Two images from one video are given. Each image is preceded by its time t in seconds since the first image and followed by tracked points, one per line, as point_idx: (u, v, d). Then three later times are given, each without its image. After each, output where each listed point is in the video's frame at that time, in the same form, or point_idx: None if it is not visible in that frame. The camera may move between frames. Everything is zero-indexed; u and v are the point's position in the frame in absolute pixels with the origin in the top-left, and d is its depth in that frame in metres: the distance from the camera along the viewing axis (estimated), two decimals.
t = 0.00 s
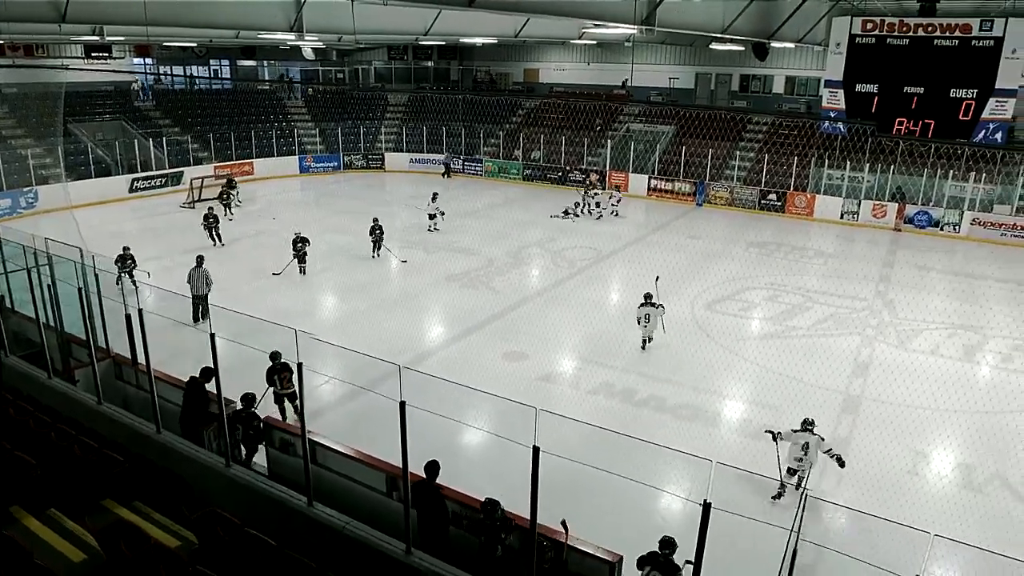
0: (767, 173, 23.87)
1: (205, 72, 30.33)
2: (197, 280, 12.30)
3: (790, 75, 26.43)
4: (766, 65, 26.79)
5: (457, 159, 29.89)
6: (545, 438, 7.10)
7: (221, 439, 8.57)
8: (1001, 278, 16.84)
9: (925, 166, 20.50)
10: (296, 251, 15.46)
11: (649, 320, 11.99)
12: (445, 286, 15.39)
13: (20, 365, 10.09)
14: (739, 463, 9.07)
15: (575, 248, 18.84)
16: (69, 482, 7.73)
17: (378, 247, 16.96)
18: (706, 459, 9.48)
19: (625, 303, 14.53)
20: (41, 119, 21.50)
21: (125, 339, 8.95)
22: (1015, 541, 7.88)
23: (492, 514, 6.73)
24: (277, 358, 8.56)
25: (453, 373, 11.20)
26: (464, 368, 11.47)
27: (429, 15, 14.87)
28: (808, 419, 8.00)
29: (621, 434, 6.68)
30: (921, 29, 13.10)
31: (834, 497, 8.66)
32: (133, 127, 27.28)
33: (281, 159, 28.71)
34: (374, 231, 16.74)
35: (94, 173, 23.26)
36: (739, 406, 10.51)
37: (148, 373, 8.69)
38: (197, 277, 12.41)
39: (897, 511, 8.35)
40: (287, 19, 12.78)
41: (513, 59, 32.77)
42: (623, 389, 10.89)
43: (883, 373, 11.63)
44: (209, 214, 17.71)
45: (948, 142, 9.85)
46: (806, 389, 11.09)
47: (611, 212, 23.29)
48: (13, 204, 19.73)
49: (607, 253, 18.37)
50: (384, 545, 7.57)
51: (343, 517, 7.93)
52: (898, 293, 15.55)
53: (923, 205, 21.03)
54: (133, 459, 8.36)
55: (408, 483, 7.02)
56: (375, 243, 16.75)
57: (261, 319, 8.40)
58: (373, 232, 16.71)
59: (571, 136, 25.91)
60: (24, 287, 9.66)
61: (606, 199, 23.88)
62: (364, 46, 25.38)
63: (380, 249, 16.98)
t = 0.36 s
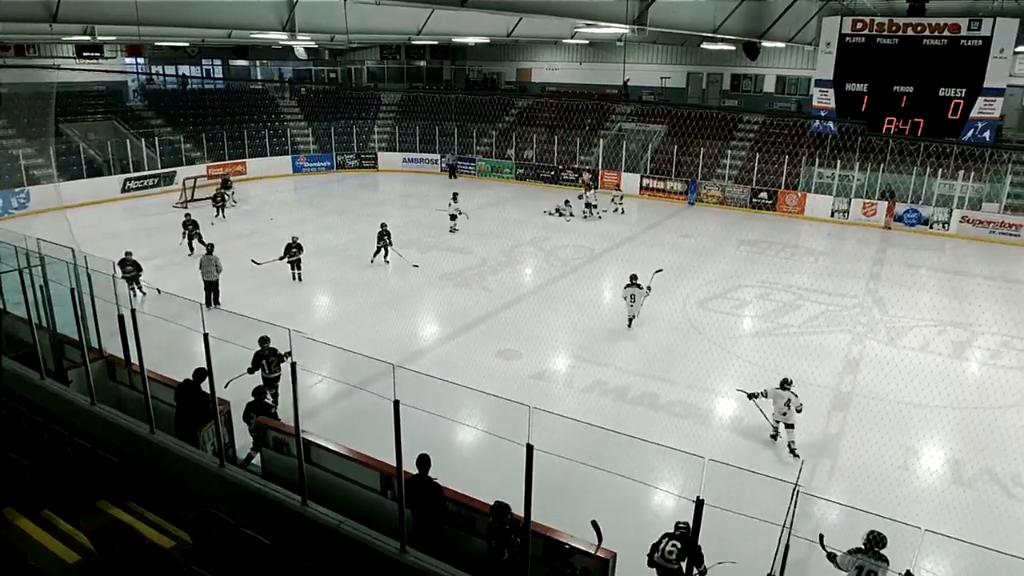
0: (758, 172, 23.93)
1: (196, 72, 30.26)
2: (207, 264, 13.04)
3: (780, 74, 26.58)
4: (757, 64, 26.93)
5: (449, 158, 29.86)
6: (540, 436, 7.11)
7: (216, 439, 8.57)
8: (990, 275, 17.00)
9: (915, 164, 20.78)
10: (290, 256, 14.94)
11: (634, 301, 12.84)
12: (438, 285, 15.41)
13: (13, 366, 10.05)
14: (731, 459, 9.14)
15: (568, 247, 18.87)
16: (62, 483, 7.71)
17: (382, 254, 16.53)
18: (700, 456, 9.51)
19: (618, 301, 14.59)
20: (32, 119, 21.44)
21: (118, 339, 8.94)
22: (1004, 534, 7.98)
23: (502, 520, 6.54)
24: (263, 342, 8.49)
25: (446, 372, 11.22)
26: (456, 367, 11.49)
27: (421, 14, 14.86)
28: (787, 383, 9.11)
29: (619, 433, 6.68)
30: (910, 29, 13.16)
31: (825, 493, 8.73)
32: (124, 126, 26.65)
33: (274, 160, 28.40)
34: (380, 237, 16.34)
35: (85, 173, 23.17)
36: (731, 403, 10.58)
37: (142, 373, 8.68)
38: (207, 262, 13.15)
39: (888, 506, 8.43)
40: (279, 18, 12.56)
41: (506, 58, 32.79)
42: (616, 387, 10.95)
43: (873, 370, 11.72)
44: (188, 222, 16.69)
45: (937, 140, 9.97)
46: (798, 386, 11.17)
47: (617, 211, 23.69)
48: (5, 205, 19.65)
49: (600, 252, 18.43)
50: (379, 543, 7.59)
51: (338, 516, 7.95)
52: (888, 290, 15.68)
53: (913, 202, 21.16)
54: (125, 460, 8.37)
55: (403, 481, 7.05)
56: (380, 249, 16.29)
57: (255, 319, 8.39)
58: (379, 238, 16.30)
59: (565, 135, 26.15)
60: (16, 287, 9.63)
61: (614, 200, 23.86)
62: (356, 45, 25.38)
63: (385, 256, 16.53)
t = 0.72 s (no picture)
0: (753, 171, 23.92)
1: (190, 71, 30.16)
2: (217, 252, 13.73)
3: (775, 73, 26.65)
4: (752, 64, 26.98)
5: (444, 157, 29.84)
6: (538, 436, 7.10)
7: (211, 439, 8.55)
8: (984, 274, 17.06)
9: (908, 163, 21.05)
10: (290, 262, 14.52)
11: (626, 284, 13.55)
12: (434, 285, 15.38)
13: (7, 366, 10.01)
14: (726, 458, 9.16)
15: (563, 247, 18.84)
16: (58, 485, 7.73)
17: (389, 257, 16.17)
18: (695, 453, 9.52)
19: (613, 301, 14.60)
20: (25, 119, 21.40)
21: (113, 340, 8.90)
22: (998, 531, 8.01)
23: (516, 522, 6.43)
24: (252, 332, 9.06)
25: (442, 371, 11.20)
26: (453, 367, 11.48)
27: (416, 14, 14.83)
28: (772, 346, 9.99)
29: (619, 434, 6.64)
30: (904, 28, 13.27)
31: (821, 491, 8.75)
32: (117, 129, 26.97)
33: (268, 160, 28.35)
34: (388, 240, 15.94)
35: (79, 173, 23.08)
36: (727, 402, 10.59)
37: (137, 373, 8.65)
38: (217, 251, 13.82)
39: (883, 505, 8.44)
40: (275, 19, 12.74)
41: (500, 57, 32.77)
42: (612, 386, 10.96)
43: (869, 368, 11.77)
44: (172, 230, 15.53)
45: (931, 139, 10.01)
46: (793, 384, 11.19)
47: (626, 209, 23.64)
48: None
49: (596, 251, 18.43)
50: (375, 543, 7.60)
51: (334, 516, 7.95)
52: (883, 288, 15.73)
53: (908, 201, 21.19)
54: (121, 461, 8.39)
55: (399, 480, 7.05)
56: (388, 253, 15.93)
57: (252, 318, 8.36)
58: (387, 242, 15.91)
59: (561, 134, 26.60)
60: (10, 288, 9.58)
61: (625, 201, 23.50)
62: (351, 45, 25.33)
63: (394, 259, 16.13)
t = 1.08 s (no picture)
0: (756, 170, 23.94)
1: (188, 69, 30.08)
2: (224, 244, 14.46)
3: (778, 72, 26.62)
4: (754, 62, 26.93)
5: (444, 156, 29.80)
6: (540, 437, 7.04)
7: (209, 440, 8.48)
8: (988, 274, 16.97)
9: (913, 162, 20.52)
10: (293, 267, 14.20)
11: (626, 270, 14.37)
12: (434, 284, 15.31)
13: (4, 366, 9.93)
14: (728, 459, 9.08)
15: (564, 247, 18.78)
16: (54, 486, 7.62)
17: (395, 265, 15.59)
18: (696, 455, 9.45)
19: (614, 301, 14.52)
20: (21, 117, 20.87)
21: (110, 341, 8.83)
22: (1002, 533, 7.94)
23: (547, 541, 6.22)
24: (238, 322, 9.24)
25: (442, 372, 11.14)
26: (453, 368, 11.41)
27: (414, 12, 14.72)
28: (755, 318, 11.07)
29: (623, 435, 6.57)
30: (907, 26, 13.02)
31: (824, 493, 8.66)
32: (116, 126, 26.59)
33: (266, 158, 28.45)
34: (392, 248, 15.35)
35: (76, 172, 23.00)
36: (729, 403, 10.52)
37: (134, 374, 8.59)
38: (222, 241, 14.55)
39: (887, 507, 8.37)
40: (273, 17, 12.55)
41: (501, 55, 32.72)
42: (613, 387, 10.88)
43: (872, 368, 11.69)
44: (171, 236, 14.87)
45: (936, 138, 9.94)
46: (796, 384, 11.12)
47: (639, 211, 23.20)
48: None
49: (597, 251, 18.37)
50: (374, 546, 7.55)
51: (333, 518, 7.90)
52: (885, 288, 15.66)
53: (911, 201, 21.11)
54: (119, 462, 8.28)
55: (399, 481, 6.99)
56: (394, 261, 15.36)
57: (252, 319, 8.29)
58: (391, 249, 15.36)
59: (561, 134, 26.21)
60: (7, 288, 9.51)
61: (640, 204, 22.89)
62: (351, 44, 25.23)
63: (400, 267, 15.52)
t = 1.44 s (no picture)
0: (762, 170, 23.88)
1: (189, 67, 29.99)
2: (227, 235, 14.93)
3: (785, 70, 26.50)
4: (761, 60, 26.81)
5: (447, 156, 29.70)
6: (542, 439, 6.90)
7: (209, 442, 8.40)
8: (998, 275, 16.80)
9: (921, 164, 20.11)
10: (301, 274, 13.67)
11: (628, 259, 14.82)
12: (436, 285, 15.19)
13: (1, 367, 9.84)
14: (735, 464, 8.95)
15: (568, 247, 18.66)
16: (52, 488, 7.53)
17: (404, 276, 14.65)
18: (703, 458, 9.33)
19: (619, 302, 14.42)
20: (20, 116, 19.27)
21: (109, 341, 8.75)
22: (1012, 539, 7.81)
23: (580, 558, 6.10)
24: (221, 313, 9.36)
25: (444, 374, 11.05)
26: (455, 369, 11.31)
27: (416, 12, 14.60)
28: (747, 295, 11.75)
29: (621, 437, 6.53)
30: (916, 24, 12.93)
31: (830, 498, 8.54)
32: (116, 125, 26.48)
33: (267, 158, 28.38)
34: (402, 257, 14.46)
35: (76, 172, 22.91)
36: (733, 405, 10.40)
37: (133, 375, 8.50)
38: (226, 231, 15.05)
39: (894, 511, 8.24)
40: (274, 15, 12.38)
41: (505, 53, 32.59)
42: (617, 389, 10.76)
43: (879, 371, 11.56)
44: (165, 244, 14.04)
45: (945, 138, 9.79)
46: (803, 387, 11.00)
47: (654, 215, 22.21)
48: None
49: (601, 251, 18.26)
50: (373, 549, 7.49)
51: (333, 521, 7.82)
52: (893, 290, 15.51)
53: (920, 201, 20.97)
54: (117, 464, 8.18)
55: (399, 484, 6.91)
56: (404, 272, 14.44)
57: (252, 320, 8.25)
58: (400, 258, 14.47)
59: (565, 133, 25.88)
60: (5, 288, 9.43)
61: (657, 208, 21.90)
62: (353, 42, 25.10)
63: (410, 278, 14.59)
